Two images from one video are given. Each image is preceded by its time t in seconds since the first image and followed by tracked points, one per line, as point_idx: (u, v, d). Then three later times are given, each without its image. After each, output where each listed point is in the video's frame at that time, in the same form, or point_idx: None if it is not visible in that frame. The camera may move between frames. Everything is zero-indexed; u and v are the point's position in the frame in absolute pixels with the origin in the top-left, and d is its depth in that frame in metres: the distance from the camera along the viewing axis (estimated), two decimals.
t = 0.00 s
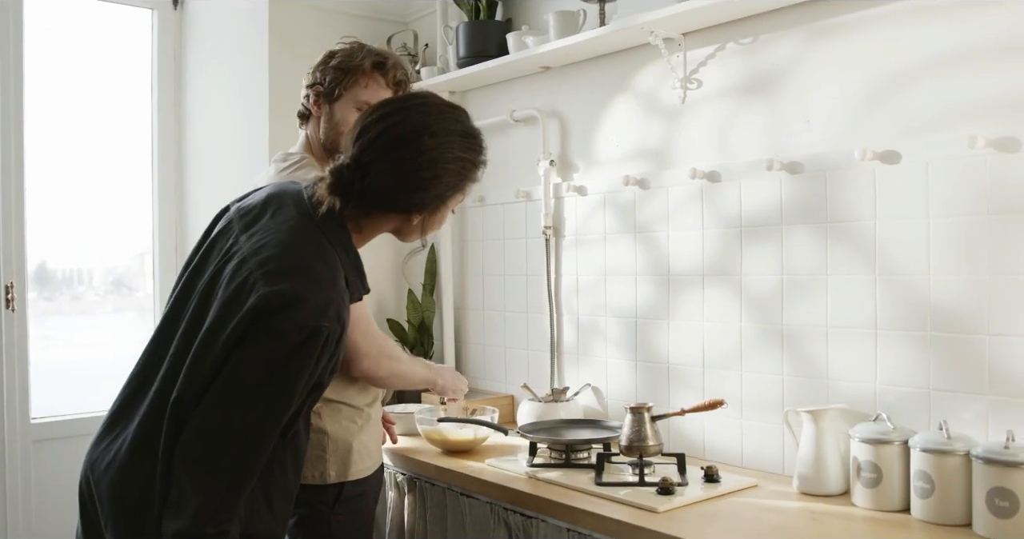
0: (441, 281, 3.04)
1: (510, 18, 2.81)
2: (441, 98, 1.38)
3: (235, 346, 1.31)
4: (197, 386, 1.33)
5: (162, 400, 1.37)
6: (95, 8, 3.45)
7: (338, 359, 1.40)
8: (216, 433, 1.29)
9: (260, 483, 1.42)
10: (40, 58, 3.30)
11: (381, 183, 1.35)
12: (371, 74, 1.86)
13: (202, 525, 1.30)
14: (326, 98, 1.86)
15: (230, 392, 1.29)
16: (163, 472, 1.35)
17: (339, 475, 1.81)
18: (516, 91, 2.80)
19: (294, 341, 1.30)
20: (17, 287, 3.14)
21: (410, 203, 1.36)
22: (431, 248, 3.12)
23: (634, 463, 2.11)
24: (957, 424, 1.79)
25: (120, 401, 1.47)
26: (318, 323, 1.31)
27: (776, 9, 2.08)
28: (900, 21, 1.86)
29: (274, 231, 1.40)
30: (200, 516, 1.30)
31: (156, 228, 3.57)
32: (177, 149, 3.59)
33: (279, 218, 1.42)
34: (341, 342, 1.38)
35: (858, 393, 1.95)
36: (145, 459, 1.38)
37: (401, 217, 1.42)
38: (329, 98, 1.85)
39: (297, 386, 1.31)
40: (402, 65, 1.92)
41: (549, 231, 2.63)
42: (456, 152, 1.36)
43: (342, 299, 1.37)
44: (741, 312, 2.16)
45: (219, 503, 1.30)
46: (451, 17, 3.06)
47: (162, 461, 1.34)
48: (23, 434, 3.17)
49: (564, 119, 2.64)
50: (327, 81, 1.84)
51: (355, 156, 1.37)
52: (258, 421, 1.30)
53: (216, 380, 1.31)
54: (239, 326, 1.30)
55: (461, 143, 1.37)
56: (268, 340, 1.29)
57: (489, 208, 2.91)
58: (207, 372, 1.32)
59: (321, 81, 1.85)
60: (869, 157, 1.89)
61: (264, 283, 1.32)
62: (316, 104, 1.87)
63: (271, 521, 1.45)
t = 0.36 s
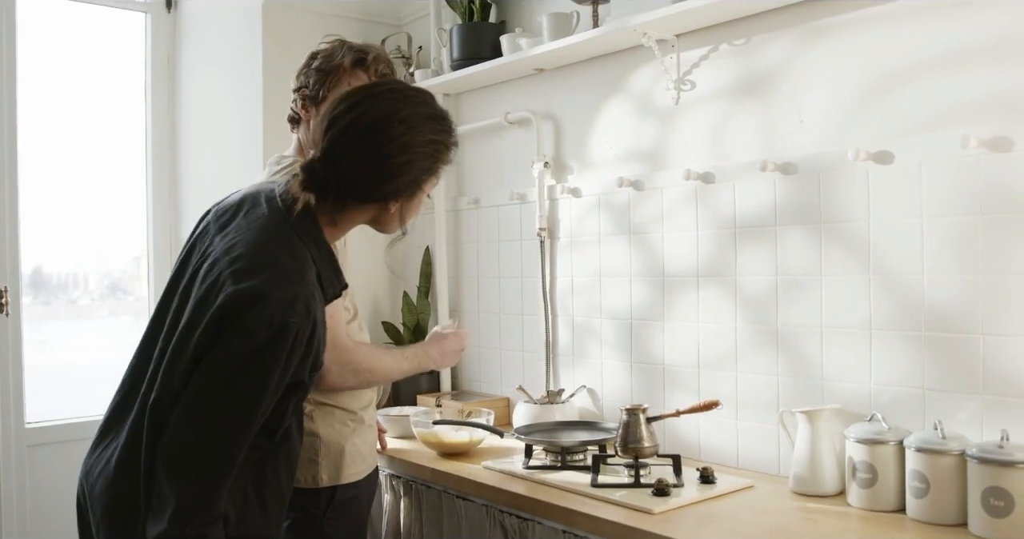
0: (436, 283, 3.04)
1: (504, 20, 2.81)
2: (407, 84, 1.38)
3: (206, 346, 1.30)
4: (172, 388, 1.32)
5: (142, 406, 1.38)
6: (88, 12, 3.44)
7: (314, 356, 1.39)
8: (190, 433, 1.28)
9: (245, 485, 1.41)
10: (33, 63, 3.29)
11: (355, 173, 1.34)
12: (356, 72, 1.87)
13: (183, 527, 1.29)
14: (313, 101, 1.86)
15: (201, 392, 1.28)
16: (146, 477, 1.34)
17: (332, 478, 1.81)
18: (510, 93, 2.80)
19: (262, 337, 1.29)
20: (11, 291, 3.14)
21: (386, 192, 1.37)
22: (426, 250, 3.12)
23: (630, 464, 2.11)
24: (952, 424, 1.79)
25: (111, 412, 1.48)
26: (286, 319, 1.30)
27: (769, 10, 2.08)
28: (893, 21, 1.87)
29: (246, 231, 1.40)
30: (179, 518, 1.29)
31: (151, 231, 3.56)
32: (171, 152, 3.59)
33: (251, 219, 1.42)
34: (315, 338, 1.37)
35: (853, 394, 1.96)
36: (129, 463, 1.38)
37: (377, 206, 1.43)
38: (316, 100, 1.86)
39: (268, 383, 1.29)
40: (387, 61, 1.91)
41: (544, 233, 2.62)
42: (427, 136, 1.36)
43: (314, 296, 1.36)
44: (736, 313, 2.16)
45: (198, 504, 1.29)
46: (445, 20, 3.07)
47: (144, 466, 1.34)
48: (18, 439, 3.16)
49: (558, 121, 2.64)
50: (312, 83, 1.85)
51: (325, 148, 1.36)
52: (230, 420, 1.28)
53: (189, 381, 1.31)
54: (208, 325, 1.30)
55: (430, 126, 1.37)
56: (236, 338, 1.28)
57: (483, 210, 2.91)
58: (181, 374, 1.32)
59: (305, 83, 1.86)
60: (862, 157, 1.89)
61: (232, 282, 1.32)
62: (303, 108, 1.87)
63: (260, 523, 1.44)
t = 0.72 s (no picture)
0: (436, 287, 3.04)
1: (504, 22, 2.81)
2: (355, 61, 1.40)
3: (183, 343, 1.30)
4: (156, 392, 1.32)
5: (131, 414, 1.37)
6: (88, 16, 3.44)
7: (292, 344, 1.38)
8: (175, 433, 1.27)
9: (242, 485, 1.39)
10: (31, 67, 3.29)
11: (313, 151, 1.36)
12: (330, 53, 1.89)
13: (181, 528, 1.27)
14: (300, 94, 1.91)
15: (182, 388, 1.28)
16: (142, 484, 1.33)
17: (329, 483, 1.80)
18: (510, 96, 2.80)
19: (235, 327, 1.28)
20: (11, 295, 3.12)
21: (346, 165, 1.37)
22: (427, 253, 3.11)
23: (632, 467, 2.10)
24: (954, 426, 1.79)
25: (109, 429, 1.48)
26: (257, 307, 1.30)
27: (769, 11, 2.08)
28: (894, 22, 1.86)
29: (215, 229, 1.40)
30: (176, 520, 1.27)
31: (151, 234, 3.55)
32: (171, 156, 3.59)
33: (219, 218, 1.43)
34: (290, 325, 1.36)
35: (855, 396, 1.95)
36: (128, 478, 1.37)
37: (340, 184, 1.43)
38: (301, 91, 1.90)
39: (246, 374, 1.28)
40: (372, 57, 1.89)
41: (545, 236, 2.62)
42: (380, 106, 1.38)
43: (285, 282, 1.36)
44: (737, 315, 2.16)
45: (192, 503, 1.27)
46: (445, 22, 3.06)
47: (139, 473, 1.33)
48: (18, 444, 3.15)
49: (558, 123, 2.64)
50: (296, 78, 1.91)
51: (281, 132, 1.37)
52: (213, 416, 1.27)
53: (169, 381, 1.30)
54: (183, 322, 1.30)
55: (382, 97, 1.39)
56: (209, 331, 1.28)
57: (483, 213, 2.91)
58: (162, 376, 1.32)
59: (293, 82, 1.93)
60: (864, 159, 1.89)
61: (202, 277, 1.32)
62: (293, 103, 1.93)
63: (263, 522, 1.44)
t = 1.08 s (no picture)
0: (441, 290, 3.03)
1: (508, 24, 2.80)
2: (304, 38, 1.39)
3: (166, 341, 1.28)
4: (146, 395, 1.30)
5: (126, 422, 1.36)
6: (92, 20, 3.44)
7: (273, 330, 1.37)
8: (166, 432, 1.26)
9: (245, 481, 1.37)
10: (35, 72, 3.29)
11: (270, 130, 1.34)
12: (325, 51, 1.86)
13: (187, 527, 1.25)
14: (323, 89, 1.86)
15: (168, 386, 1.26)
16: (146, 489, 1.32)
17: (328, 490, 1.76)
18: (515, 98, 2.79)
19: (214, 317, 1.27)
20: (16, 300, 3.15)
21: (304, 140, 1.36)
22: (432, 256, 3.11)
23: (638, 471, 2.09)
24: (964, 429, 1.77)
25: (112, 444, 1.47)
26: (234, 293, 1.29)
27: (775, 12, 2.06)
28: (901, 22, 1.85)
29: (191, 226, 1.39)
30: (181, 519, 1.25)
31: (156, 239, 3.56)
32: (175, 160, 3.59)
33: (194, 215, 1.42)
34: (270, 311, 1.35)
35: (864, 399, 1.93)
36: (132, 490, 1.36)
37: (302, 164, 1.40)
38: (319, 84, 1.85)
39: (229, 362, 1.27)
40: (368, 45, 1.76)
41: (550, 238, 2.61)
42: (333, 78, 1.36)
43: (261, 268, 1.35)
44: (744, 318, 2.14)
45: (193, 500, 1.25)
46: (449, 24, 3.06)
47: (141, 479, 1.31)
48: (23, 448, 3.15)
49: (563, 126, 2.63)
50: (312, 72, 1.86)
51: (237, 118, 1.37)
52: (204, 409, 1.25)
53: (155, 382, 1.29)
54: (164, 320, 1.28)
55: (335, 70, 1.37)
56: (189, 324, 1.26)
57: (488, 216, 2.90)
58: (149, 378, 1.30)
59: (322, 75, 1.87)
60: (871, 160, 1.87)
61: (179, 273, 1.31)
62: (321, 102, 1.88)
63: (273, 520, 1.44)
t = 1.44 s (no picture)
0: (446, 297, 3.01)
1: (514, 31, 2.79)
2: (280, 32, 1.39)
3: (155, 347, 1.27)
4: (139, 403, 1.29)
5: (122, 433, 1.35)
6: (98, 26, 3.44)
7: (263, 331, 1.35)
8: (160, 439, 1.24)
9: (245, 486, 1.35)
10: (40, 78, 3.29)
11: (242, 122, 1.34)
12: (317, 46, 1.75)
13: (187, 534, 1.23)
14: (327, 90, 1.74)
15: (158, 392, 1.25)
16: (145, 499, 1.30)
17: (324, 501, 1.70)
18: (520, 104, 2.78)
19: (202, 319, 1.25)
20: (19, 306, 3.14)
21: (276, 131, 1.35)
22: (437, 263, 3.09)
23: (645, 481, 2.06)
24: (976, 440, 1.74)
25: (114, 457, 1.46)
26: (220, 294, 1.27)
27: (783, 18, 2.05)
28: (910, 28, 1.83)
29: (179, 231, 1.38)
30: (180, 527, 1.23)
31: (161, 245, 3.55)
32: (180, 167, 3.59)
33: (181, 221, 1.41)
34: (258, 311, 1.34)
35: (874, 409, 1.91)
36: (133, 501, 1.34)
37: (277, 157, 1.39)
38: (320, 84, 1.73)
39: (219, 364, 1.25)
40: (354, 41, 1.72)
41: (555, 245, 2.59)
42: (305, 70, 1.36)
43: (248, 268, 1.33)
44: (752, 326, 2.12)
45: (191, 506, 1.23)
46: (454, 30, 3.05)
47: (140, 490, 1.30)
48: (25, 455, 3.14)
49: (569, 133, 2.61)
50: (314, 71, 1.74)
51: (213, 111, 1.37)
52: (195, 413, 1.24)
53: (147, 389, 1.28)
54: (153, 326, 1.27)
55: (308, 61, 1.37)
56: (178, 328, 1.25)
57: (494, 223, 2.88)
58: (141, 386, 1.29)
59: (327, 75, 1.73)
60: (881, 167, 1.85)
61: (166, 278, 1.29)
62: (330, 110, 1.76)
63: (275, 526, 1.42)
